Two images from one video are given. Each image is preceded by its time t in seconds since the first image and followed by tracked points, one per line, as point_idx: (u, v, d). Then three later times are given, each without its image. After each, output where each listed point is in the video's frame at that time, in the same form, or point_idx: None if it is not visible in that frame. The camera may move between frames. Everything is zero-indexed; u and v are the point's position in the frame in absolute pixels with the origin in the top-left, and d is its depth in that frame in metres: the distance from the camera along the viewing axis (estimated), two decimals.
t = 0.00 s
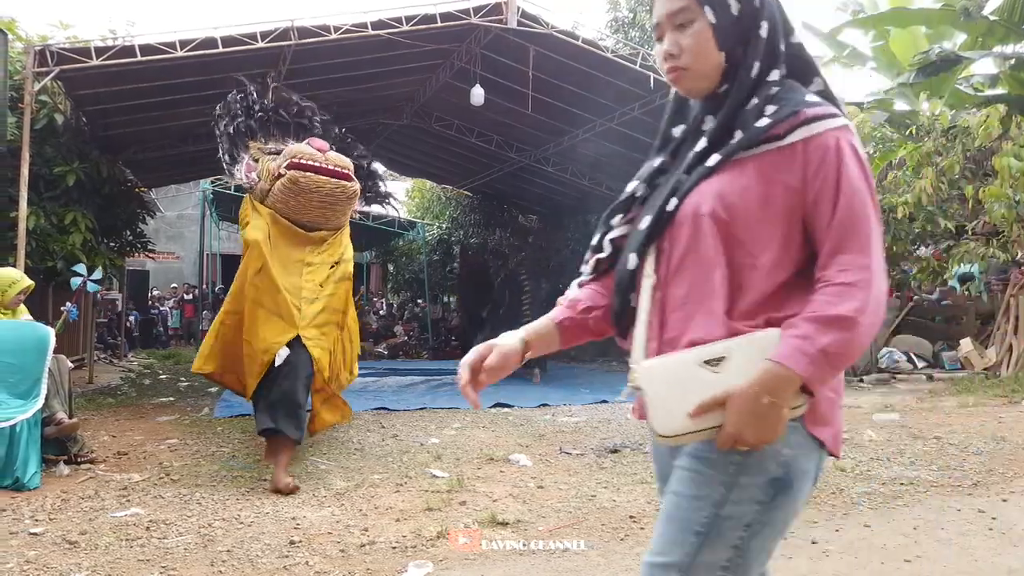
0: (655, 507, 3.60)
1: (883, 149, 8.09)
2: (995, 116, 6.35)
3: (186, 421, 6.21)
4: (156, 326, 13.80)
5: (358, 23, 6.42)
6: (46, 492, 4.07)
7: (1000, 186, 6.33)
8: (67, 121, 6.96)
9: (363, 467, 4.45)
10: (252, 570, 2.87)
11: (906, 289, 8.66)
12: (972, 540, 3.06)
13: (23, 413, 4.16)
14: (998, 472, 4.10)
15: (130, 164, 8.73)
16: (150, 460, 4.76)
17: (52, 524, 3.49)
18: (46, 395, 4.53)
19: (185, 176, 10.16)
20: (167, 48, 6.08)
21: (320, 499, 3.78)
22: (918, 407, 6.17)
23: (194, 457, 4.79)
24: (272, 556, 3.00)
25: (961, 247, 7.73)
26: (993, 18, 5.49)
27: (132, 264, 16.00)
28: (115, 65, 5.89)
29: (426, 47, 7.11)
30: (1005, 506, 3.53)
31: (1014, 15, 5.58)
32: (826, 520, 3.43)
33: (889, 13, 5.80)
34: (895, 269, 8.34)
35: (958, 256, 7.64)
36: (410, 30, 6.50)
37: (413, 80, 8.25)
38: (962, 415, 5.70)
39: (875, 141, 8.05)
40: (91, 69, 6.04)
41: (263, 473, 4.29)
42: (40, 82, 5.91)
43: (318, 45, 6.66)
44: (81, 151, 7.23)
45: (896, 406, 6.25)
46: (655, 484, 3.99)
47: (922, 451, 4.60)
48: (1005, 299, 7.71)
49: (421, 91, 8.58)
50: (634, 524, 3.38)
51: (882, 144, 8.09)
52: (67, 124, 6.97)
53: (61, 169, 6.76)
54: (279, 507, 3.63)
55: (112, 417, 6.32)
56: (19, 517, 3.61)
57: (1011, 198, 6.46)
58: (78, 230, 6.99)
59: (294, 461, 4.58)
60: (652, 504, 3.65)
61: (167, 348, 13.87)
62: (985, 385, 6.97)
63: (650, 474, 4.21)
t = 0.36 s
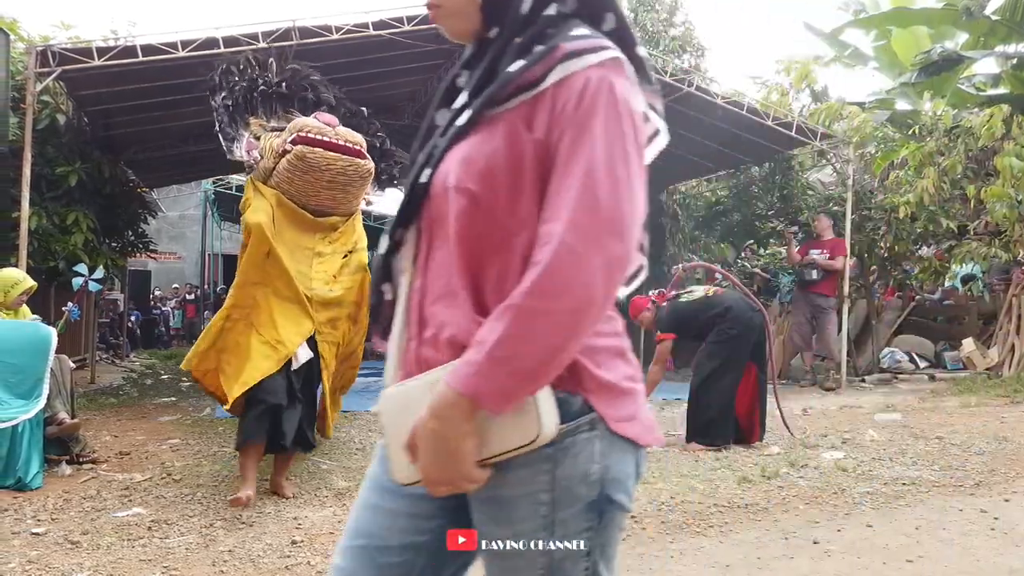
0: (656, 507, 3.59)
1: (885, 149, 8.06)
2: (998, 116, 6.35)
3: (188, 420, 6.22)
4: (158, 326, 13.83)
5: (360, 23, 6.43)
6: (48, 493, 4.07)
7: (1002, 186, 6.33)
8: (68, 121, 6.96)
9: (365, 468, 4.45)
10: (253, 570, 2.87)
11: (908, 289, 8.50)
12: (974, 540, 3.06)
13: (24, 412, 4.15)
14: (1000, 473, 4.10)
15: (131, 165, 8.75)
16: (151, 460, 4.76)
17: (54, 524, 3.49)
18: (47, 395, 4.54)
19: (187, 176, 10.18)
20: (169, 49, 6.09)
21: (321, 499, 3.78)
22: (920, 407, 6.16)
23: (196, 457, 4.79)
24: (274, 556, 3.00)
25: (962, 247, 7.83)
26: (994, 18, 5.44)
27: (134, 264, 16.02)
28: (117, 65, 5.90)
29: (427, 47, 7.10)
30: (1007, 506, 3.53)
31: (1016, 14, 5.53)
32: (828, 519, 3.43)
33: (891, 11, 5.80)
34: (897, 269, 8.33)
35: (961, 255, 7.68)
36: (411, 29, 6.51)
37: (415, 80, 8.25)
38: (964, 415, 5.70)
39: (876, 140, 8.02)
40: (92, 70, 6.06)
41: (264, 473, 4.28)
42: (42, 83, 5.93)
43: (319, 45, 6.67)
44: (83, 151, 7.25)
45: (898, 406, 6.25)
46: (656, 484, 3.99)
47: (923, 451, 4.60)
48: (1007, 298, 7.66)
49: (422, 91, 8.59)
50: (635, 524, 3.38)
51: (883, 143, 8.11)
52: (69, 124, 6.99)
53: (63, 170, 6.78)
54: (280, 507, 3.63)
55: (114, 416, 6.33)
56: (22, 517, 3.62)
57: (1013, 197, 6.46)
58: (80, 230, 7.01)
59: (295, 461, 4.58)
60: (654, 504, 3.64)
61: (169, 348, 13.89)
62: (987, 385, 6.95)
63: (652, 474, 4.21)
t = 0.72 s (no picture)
0: (658, 507, 3.59)
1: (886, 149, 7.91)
2: (999, 116, 6.34)
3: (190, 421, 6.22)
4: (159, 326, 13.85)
5: (361, 24, 6.45)
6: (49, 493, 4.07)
7: (1004, 185, 6.35)
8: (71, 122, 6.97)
9: (367, 468, 4.44)
10: (255, 570, 2.86)
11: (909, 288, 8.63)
12: (976, 540, 3.06)
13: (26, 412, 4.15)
14: (1002, 473, 4.09)
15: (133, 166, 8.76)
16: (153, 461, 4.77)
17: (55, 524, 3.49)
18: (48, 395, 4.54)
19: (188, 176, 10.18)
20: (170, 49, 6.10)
21: (323, 499, 3.78)
22: (922, 407, 6.15)
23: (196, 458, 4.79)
24: (275, 556, 2.99)
25: (963, 246, 7.84)
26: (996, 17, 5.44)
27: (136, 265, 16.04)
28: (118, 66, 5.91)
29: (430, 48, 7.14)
30: (1009, 506, 3.52)
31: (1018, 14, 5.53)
32: (829, 519, 3.43)
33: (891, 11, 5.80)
34: (899, 269, 8.32)
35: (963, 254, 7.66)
36: (413, 30, 6.57)
37: (416, 80, 8.27)
38: (966, 415, 5.70)
39: (878, 140, 8.02)
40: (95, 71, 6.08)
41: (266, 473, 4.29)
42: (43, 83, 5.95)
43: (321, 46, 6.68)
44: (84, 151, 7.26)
45: (899, 406, 6.25)
46: (658, 484, 3.99)
47: (925, 451, 4.60)
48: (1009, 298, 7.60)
49: (423, 91, 8.61)
50: (637, 524, 3.38)
51: (885, 143, 7.97)
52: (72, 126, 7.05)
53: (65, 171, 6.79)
54: (282, 507, 3.62)
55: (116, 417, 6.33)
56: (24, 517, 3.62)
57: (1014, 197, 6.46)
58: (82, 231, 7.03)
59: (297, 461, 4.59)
60: (656, 504, 3.64)
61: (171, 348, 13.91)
62: (989, 385, 6.95)
63: (653, 474, 4.20)
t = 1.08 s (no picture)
0: (660, 507, 3.59)
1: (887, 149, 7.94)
2: (1001, 116, 6.34)
3: (192, 421, 6.23)
4: (161, 326, 13.86)
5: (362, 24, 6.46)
6: (52, 492, 4.07)
7: (1005, 185, 6.35)
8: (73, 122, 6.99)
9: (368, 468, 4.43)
10: (256, 570, 2.87)
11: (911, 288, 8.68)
12: (978, 541, 3.05)
13: (28, 413, 4.16)
14: (1004, 473, 4.08)
15: (134, 166, 8.77)
16: (155, 460, 4.77)
17: (57, 524, 3.49)
18: (51, 395, 4.55)
19: (190, 176, 10.19)
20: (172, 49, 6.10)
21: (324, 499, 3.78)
22: (923, 407, 6.15)
23: (199, 457, 4.80)
24: (276, 556, 3.00)
25: (964, 246, 7.82)
26: (999, 17, 5.43)
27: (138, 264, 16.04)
28: (121, 66, 5.91)
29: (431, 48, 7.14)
30: (1011, 506, 3.52)
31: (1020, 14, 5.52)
32: (830, 520, 3.42)
33: (893, 12, 5.79)
34: (900, 269, 8.32)
35: (965, 254, 7.66)
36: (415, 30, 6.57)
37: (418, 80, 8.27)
38: (968, 415, 5.69)
39: (879, 140, 8.01)
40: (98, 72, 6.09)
41: (268, 472, 4.29)
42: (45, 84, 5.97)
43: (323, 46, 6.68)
44: (86, 151, 7.26)
45: (901, 406, 6.24)
46: (659, 484, 3.99)
47: (927, 451, 4.60)
48: (1010, 299, 7.66)
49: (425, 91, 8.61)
50: (639, 524, 3.38)
51: (885, 143, 7.98)
52: (73, 123, 6.89)
53: (67, 171, 6.84)
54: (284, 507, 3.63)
55: (117, 417, 6.33)
56: (26, 517, 3.62)
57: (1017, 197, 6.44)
58: (84, 231, 7.07)
59: (299, 462, 4.59)
60: (657, 505, 3.64)
61: (172, 348, 13.91)
62: (990, 385, 6.94)
63: (654, 474, 4.21)
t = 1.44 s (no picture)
0: (661, 508, 3.59)
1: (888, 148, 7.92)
2: (1001, 115, 6.35)
3: (193, 421, 6.23)
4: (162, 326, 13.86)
5: (364, 24, 6.47)
6: (53, 492, 4.07)
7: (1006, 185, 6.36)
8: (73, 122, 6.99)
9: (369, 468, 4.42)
10: (257, 570, 2.87)
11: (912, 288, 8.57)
12: (980, 541, 3.05)
13: (29, 413, 4.18)
14: (1006, 473, 4.08)
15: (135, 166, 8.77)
16: (156, 460, 4.77)
17: (58, 524, 3.49)
18: (52, 395, 4.56)
19: (191, 176, 10.20)
20: (173, 49, 6.10)
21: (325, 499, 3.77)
22: (924, 407, 6.15)
23: (201, 458, 4.80)
24: (277, 556, 2.99)
25: (965, 246, 7.82)
26: (1000, 17, 5.44)
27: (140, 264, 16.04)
28: (121, 66, 5.91)
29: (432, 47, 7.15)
30: (1012, 506, 3.52)
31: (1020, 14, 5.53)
32: (831, 520, 3.42)
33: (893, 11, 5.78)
34: (902, 268, 8.32)
35: (965, 254, 7.69)
36: (416, 30, 6.58)
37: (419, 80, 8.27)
38: (970, 415, 5.68)
39: (880, 140, 8.00)
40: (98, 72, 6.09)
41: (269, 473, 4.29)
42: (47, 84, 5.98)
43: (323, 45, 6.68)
44: (88, 151, 7.26)
45: (903, 406, 6.24)
46: (660, 484, 3.99)
47: (928, 451, 4.59)
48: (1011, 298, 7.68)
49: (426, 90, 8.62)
50: (640, 524, 3.38)
51: (886, 143, 7.98)
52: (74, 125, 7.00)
53: (69, 171, 6.84)
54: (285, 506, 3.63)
55: (119, 417, 6.33)
56: (28, 517, 3.62)
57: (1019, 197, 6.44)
58: (85, 231, 7.08)
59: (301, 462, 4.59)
60: (659, 505, 3.64)
61: (174, 348, 13.92)
62: (992, 385, 6.94)
63: (655, 474, 4.20)
